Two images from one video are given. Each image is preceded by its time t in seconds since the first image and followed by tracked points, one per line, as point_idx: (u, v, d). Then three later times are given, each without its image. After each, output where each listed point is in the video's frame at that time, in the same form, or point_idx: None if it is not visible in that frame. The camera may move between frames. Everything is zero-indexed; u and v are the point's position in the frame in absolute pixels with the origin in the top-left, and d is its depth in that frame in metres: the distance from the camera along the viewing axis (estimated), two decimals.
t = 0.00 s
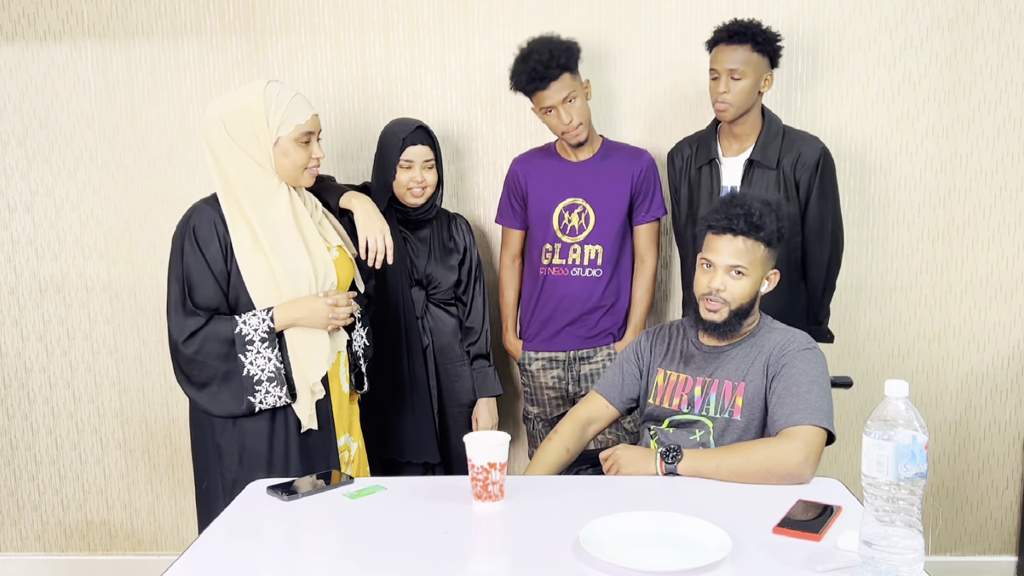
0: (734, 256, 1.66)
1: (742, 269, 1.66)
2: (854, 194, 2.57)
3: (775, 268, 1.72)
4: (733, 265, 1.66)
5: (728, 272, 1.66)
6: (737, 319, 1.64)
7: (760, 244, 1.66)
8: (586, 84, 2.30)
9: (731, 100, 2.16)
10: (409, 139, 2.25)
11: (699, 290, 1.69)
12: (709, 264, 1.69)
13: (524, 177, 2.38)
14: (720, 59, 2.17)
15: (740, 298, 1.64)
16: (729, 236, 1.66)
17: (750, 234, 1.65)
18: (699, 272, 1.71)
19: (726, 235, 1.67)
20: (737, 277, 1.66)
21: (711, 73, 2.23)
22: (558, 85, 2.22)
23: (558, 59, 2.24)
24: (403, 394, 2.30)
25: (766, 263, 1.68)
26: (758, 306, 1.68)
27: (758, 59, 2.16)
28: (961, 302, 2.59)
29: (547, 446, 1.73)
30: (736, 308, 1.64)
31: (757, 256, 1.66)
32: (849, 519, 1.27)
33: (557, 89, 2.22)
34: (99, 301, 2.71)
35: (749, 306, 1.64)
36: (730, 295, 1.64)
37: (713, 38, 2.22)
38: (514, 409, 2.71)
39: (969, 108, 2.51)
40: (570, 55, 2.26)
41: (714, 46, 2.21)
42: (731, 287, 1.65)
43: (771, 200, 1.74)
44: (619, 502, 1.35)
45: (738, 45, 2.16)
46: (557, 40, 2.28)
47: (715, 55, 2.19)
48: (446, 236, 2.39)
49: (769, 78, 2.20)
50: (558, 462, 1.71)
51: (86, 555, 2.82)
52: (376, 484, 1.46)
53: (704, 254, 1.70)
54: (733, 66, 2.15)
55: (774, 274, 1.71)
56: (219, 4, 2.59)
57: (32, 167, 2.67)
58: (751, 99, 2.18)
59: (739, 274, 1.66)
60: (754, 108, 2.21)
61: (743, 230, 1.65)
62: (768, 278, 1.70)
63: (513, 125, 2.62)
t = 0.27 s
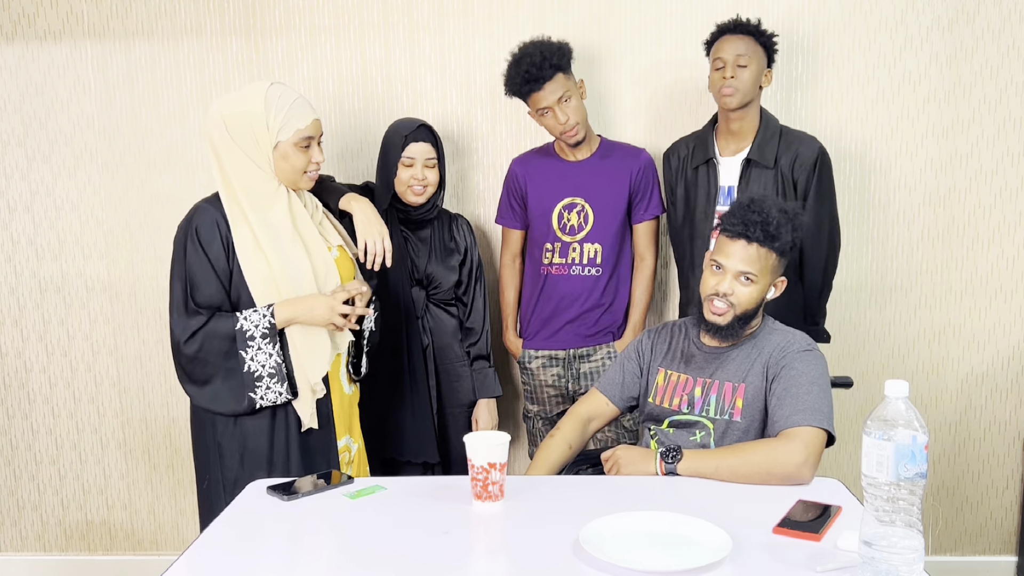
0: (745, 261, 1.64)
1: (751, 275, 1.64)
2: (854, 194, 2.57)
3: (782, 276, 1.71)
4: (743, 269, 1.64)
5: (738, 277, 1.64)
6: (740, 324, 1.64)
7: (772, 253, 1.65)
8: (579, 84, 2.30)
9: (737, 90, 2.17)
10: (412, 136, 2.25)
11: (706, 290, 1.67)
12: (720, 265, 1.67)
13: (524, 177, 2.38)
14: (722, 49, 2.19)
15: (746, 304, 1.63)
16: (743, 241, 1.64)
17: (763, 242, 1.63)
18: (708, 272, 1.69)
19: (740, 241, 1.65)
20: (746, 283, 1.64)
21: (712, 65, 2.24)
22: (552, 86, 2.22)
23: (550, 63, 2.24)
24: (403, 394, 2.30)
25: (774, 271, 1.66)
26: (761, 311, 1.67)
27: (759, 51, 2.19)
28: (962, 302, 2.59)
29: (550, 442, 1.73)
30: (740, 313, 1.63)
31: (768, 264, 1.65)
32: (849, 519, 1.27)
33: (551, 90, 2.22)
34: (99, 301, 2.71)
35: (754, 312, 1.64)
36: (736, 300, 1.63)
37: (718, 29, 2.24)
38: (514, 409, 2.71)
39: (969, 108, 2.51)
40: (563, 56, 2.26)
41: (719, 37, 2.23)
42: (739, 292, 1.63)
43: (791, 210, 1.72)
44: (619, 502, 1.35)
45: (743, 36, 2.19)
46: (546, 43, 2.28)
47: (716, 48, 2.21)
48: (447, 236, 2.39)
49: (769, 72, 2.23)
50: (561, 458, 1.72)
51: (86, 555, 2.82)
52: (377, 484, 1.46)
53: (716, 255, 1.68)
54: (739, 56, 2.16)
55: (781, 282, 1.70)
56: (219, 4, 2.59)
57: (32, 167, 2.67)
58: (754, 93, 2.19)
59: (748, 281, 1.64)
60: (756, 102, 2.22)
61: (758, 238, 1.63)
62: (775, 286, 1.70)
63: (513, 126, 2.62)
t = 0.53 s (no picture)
0: (751, 258, 1.64)
1: (756, 272, 1.65)
2: (855, 194, 2.57)
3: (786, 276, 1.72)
4: (748, 267, 1.65)
5: (743, 274, 1.65)
6: (744, 321, 1.64)
7: (778, 252, 1.65)
8: (593, 87, 2.31)
9: (739, 103, 2.17)
10: (413, 135, 2.25)
11: (711, 288, 1.68)
12: (725, 263, 1.67)
13: (522, 176, 2.38)
14: (716, 62, 2.17)
15: (751, 302, 1.63)
16: (750, 238, 1.64)
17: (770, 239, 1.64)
18: (713, 270, 1.69)
19: (747, 238, 1.65)
20: (752, 280, 1.65)
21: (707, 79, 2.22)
22: (561, 79, 2.23)
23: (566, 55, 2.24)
24: (401, 394, 2.30)
25: (780, 269, 1.67)
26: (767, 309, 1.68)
27: (753, 56, 2.17)
28: (962, 302, 2.59)
29: (560, 436, 1.75)
30: (745, 310, 1.64)
31: (774, 263, 1.65)
32: (849, 520, 1.27)
33: (560, 83, 2.23)
34: (99, 301, 2.71)
35: (758, 310, 1.64)
36: (742, 297, 1.63)
37: (703, 41, 2.21)
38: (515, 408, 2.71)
39: (969, 108, 2.51)
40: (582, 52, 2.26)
41: (706, 49, 2.20)
42: (744, 290, 1.64)
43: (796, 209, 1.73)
44: (619, 502, 1.35)
45: (735, 47, 2.15)
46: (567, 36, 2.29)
47: (709, 60, 2.19)
48: (447, 236, 2.39)
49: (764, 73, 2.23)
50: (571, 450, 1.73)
51: (86, 555, 2.82)
52: (376, 484, 1.46)
53: (721, 253, 1.68)
54: (734, 67, 2.15)
55: (785, 281, 1.71)
56: (219, 4, 2.59)
57: (32, 167, 2.67)
58: (754, 100, 2.20)
59: (754, 278, 1.64)
60: (754, 109, 2.23)
61: (765, 236, 1.63)
62: (779, 285, 1.70)
63: (513, 125, 2.62)
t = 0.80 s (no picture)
0: (749, 252, 1.65)
1: (754, 266, 1.65)
2: (855, 194, 2.57)
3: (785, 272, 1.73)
4: (745, 261, 1.65)
5: (741, 268, 1.66)
6: (743, 317, 1.65)
7: (775, 246, 1.66)
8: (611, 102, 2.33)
9: (728, 101, 2.17)
10: (414, 134, 2.25)
11: (710, 283, 1.69)
12: (722, 258, 1.68)
13: (518, 174, 2.37)
14: (709, 60, 2.18)
15: (749, 296, 1.64)
16: (747, 232, 1.66)
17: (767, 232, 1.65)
18: (712, 266, 1.71)
19: (743, 232, 1.66)
20: (749, 274, 1.66)
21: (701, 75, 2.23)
22: (594, 79, 2.23)
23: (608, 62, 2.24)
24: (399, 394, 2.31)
25: (778, 263, 1.67)
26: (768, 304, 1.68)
27: (749, 57, 2.16)
28: (962, 302, 2.59)
29: (566, 436, 1.75)
30: (743, 306, 1.64)
31: (771, 257, 1.66)
32: (849, 520, 1.27)
33: (593, 83, 2.23)
34: (99, 301, 2.71)
35: (757, 305, 1.64)
36: (739, 291, 1.64)
37: (701, 39, 2.22)
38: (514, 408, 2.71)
39: (969, 108, 2.51)
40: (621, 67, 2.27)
41: (704, 47, 2.21)
42: (741, 284, 1.65)
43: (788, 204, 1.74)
44: (619, 502, 1.35)
45: (728, 45, 2.15)
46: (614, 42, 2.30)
47: (703, 57, 2.20)
48: (447, 236, 2.39)
49: (759, 74, 2.21)
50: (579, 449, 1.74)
51: (86, 555, 2.82)
52: (377, 484, 1.46)
53: (718, 249, 1.70)
54: (727, 66, 2.15)
55: (783, 278, 1.72)
56: (219, 4, 2.59)
57: (32, 167, 2.67)
58: (747, 98, 2.19)
59: (751, 272, 1.65)
60: (748, 107, 2.22)
61: (761, 228, 1.64)
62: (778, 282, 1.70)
63: (513, 125, 2.62)
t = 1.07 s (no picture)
0: (738, 249, 1.67)
1: (743, 263, 1.67)
2: (855, 194, 2.57)
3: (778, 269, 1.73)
4: (734, 258, 1.67)
5: (730, 265, 1.67)
6: (735, 316, 1.65)
7: (762, 241, 1.68)
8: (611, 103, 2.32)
9: (722, 106, 2.17)
10: (410, 134, 2.25)
11: (701, 284, 1.71)
12: (712, 258, 1.70)
13: (515, 174, 2.37)
14: (702, 65, 2.17)
15: (740, 294, 1.65)
16: (734, 230, 1.68)
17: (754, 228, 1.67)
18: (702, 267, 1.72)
19: (730, 229, 1.69)
20: (739, 271, 1.67)
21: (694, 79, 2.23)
22: (598, 78, 2.23)
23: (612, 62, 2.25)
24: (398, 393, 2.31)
25: (768, 260, 1.68)
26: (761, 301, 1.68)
27: (741, 61, 2.16)
28: (962, 302, 2.59)
29: (566, 442, 1.75)
30: (735, 304, 1.65)
31: (759, 253, 1.67)
32: (849, 519, 1.27)
33: (595, 82, 2.23)
34: (99, 301, 2.71)
35: (748, 303, 1.65)
36: (730, 288, 1.65)
37: (690, 44, 2.21)
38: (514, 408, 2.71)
39: (969, 108, 2.51)
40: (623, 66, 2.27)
41: (693, 52, 2.20)
42: (732, 281, 1.66)
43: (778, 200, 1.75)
44: (619, 502, 1.35)
45: (719, 50, 2.15)
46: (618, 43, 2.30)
47: (696, 62, 2.19)
48: (446, 235, 2.39)
49: (753, 73, 2.21)
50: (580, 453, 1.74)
51: (86, 555, 2.82)
52: (376, 484, 1.46)
53: (708, 250, 1.72)
54: (717, 71, 2.15)
55: (776, 274, 1.71)
56: (219, 4, 2.59)
57: (32, 167, 2.67)
58: (740, 100, 2.19)
59: (740, 269, 1.67)
60: (743, 107, 2.22)
61: (746, 223, 1.67)
62: (770, 278, 1.71)
63: (513, 125, 2.62)
